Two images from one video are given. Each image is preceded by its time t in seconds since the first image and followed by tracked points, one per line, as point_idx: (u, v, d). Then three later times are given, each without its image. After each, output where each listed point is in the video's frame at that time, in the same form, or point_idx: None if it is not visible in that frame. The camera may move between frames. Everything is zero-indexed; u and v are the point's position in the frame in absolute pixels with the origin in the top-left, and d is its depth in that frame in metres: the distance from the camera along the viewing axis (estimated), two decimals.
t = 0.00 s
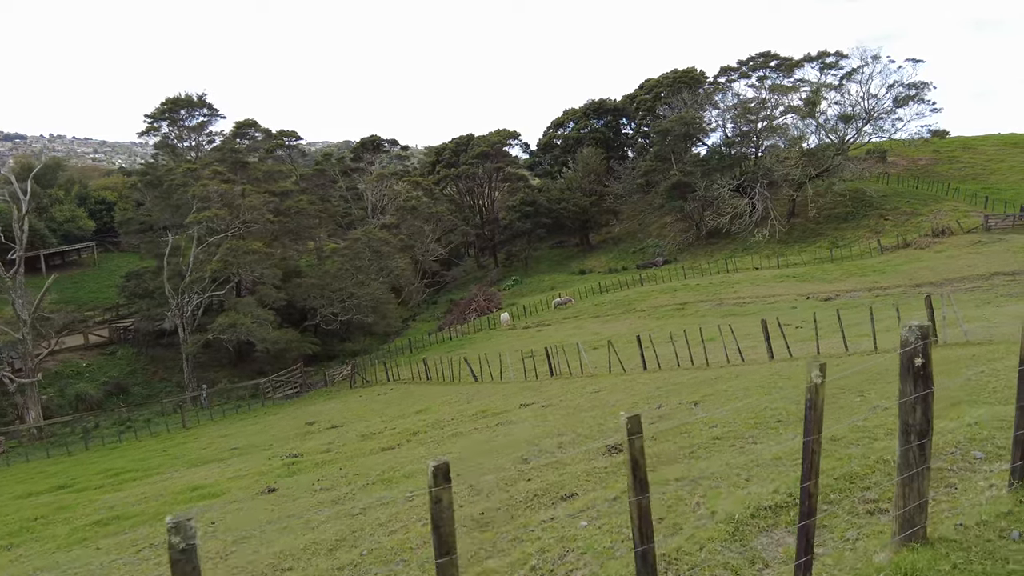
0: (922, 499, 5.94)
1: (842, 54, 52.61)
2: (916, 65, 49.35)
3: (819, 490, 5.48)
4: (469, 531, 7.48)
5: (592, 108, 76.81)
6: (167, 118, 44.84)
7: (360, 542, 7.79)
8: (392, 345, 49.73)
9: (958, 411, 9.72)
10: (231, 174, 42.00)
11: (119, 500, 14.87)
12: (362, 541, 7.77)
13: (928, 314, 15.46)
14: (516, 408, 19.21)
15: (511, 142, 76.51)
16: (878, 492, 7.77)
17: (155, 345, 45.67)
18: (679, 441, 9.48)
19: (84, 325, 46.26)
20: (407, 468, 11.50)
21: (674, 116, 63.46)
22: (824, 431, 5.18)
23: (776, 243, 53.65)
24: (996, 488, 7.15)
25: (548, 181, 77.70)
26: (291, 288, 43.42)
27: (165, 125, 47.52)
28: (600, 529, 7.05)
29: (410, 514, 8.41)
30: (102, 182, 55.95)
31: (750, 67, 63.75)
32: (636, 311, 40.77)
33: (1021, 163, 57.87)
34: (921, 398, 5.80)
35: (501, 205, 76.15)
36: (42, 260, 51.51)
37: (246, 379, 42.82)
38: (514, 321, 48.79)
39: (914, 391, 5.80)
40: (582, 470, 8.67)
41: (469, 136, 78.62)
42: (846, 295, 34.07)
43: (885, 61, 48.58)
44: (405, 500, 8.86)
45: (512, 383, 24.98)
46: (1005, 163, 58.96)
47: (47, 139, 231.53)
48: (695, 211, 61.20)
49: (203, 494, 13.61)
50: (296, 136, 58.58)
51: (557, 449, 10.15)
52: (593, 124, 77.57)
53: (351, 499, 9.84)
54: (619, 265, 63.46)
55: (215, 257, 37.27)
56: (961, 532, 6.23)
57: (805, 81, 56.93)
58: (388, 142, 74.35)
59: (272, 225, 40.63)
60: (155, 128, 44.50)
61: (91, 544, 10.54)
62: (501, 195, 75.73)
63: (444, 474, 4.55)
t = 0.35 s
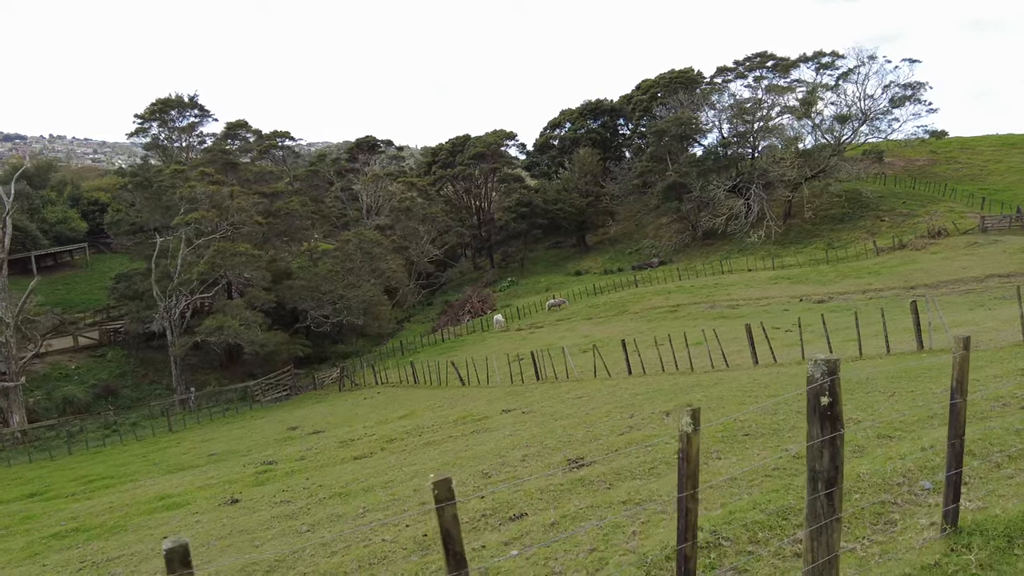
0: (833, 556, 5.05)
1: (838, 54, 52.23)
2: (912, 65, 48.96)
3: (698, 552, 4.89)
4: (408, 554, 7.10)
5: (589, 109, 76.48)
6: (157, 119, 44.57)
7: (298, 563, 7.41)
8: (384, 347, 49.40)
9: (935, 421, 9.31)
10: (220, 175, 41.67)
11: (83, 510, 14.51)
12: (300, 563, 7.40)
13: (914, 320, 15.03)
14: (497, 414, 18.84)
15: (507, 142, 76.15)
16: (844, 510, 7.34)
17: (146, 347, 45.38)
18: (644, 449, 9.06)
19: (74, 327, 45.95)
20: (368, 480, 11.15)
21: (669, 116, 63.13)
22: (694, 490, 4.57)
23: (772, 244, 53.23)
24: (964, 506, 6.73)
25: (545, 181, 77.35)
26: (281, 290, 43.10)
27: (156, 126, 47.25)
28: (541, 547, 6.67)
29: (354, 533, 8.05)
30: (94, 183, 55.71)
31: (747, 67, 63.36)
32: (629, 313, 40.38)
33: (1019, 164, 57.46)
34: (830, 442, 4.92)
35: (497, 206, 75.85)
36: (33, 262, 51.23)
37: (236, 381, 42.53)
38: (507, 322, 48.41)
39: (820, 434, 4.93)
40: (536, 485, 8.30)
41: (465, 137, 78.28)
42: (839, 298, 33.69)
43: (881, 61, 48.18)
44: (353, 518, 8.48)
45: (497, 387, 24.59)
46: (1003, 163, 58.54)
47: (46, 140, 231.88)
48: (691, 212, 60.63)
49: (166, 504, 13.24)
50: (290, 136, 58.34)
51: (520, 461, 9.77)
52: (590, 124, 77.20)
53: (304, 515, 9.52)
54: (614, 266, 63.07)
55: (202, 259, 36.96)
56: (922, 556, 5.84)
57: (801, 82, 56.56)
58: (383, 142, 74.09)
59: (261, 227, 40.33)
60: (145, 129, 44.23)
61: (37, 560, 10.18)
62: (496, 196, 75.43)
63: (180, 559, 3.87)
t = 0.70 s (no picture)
0: None
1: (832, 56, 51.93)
2: (907, 66, 48.68)
3: None
4: None
5: (584, 111, 76.17)
6: (146, 121, 44.43)
7: None
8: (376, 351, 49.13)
9: (910, 433, 8.96)
10: (209, 178, 41.42)
11: (48, 521, 14.20)
12: None
13: (898, 326, 14.69)
14: (477, 422, 18.50)
15: (503, 144, 75.88)
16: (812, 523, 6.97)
17: (135, 350, 45.07)
18: (607, 464, 8.74)
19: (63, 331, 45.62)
20: (329, 494, 10.87)
21: (664, 118, 62.83)
22: (514, 562, 4.05)
23: (766, 247, 52.87)
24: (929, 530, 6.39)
25: (541, 184, 77.00)
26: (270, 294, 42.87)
27: (146, 129, 47.05)
28: (477, 571, 6.37)
29: (297, 555, 7.73)
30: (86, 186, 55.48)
31: (742, 68, 63.06)
32: (621, 316, 40.05)
33: (1015, 166, 57.18)
34: (703, 497, 4.46)
35: (492, 208, 75.57)
36: (23, 265, 50.90)
37: (225, 386, 42.29)
38: (500, 325, 48.09)
39: (693, 490, 4.45)
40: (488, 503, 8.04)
41: (461, 139, 78.03)
42: (831, 301, 33.33)
43: (875, 62, 47.87)
44: (300, 539, 8.18)
45: (482, 393, 24.28)
46: (999, 165, 58.25)
47: (46, 142, 232.69)
48: (685, 215, 59.60)
49: (129, 516, 12.93)
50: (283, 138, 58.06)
51: (480, 476, 9.47)
52: (586, 126, 76.91)
53: (255, 532, 9.23)
54: (610, 268, 62.75)
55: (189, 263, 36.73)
56: None
57: (796, 84, 56.27)
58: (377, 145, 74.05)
59: (249, 231, 40.07)
60: (134, 131, 43.99)
61: None
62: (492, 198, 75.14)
63: None
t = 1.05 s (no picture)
0: None
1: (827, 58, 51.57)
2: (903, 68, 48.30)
3: None
4: None
5: (581, 113, 75.86)
6: (135, 123, 44.36)
7: None
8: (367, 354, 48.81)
9: (880, 448, 8.58)
10: (197, 181, 41.15)
11: (8, 533, 13.86)
12: None
13: (880, 333, 14.30)
14: (455, 429, 18.13)
15: (499, 146, 75.63)
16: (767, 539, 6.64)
17: (124, 354, 44.73)
18: (564, 480, 8.39)
19: (51, 334, 45.31)
20: (286, 509, 10.54)
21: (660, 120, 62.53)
22: None
23: (761, 249, 52.53)
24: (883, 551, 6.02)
25: (536, 186, 76.69)
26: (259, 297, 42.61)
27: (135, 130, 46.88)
28: None
29: None
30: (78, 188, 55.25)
31: (738, 70, 62.69)
32: (613, 320, 39.69)
33: (1012, 168, 56.88)
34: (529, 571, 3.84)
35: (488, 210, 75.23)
36: (12, 268, 50.58)
37: (213, 390, 42.00)
38: (492, 329, 47.71)
39: (519, 561, 3.86)
40: (433, 523, 7.72)
41: (456, 141, 77.75)
42: (823, 304, 32.94)
43: (870, 64, 47.54)
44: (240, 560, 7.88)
45: (466, 399, 23.92)
46: (995, 168, 57.90)
47: (45, 144, 232.87)
48: (680, 217, 59.45)
49: (88, 528, 12.61)
50: (277, 141, 58.60)
51: (435, 491, 9.13)
52: (582, 129, 76.58)
53: (200, 550, 8.92)
54: (604, 271, 62.38)
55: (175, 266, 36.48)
56: None
57: (791, 85, 55.95)
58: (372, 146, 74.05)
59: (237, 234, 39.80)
60: (123, 133, 43.80)
61: None
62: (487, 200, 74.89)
63: None
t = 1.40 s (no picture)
0: None
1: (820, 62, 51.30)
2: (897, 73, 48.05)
3: None
4: None
5: (576, 118, 75.66)
6: (123, 129, 44.27)
7: None
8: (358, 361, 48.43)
9: (847, 468, 8.22)
10: (185, 187, 40.91)
11: None
12: None
13: (862, 342, 13.82)
14: (432, 440, 17.73)
15: (494, 151, 75.40)
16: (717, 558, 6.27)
17: (111, 361, 44.31)
18: (517, 501, 8.03)
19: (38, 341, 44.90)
20: (238, 528, 10.16)
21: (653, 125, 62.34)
22: None
23: (755, 254, 52.12)
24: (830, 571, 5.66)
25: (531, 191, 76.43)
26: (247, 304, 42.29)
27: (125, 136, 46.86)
28: None
29: None
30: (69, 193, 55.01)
31: (732, 75, 62.41)
32: (604, 326, 39.25)
33: (1007, 173, 56.63)
34: None
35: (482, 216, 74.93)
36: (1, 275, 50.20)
37: (200, 398, 41.62)
38: (484, 335, 47.29)
39: None
40: (374, 548, 7.37)
41: (451, 146, 77.56)
42: (815, 310, 32.50)
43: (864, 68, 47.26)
44: None
45: (449, 408, 23.52)
46: (990, 173, 57.60)
47: (44, 150, 233.16)
48: (674, 222, 59.14)
49: (42, 546, 12.20)
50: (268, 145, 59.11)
51: (386, 513, 8.77)
52: (576, 134, 76.34)
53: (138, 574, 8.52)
54: (599, 276, 62.01)
55: (160, 272, 36.20)
56: None
57: (785, 90, 55.69)
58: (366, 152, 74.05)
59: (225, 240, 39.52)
60: (112, 139, 43.72)
61: None
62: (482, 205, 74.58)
63: None
